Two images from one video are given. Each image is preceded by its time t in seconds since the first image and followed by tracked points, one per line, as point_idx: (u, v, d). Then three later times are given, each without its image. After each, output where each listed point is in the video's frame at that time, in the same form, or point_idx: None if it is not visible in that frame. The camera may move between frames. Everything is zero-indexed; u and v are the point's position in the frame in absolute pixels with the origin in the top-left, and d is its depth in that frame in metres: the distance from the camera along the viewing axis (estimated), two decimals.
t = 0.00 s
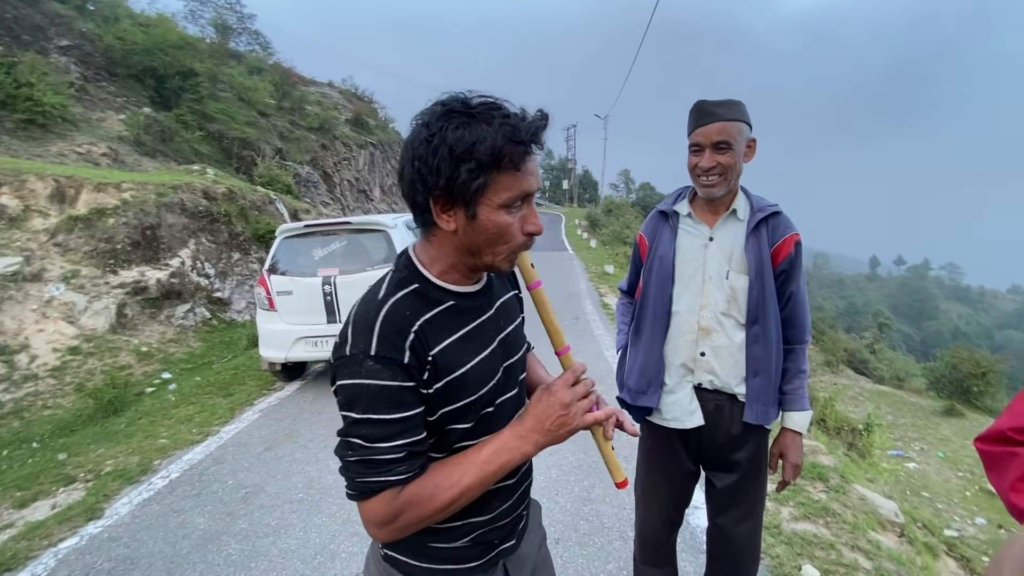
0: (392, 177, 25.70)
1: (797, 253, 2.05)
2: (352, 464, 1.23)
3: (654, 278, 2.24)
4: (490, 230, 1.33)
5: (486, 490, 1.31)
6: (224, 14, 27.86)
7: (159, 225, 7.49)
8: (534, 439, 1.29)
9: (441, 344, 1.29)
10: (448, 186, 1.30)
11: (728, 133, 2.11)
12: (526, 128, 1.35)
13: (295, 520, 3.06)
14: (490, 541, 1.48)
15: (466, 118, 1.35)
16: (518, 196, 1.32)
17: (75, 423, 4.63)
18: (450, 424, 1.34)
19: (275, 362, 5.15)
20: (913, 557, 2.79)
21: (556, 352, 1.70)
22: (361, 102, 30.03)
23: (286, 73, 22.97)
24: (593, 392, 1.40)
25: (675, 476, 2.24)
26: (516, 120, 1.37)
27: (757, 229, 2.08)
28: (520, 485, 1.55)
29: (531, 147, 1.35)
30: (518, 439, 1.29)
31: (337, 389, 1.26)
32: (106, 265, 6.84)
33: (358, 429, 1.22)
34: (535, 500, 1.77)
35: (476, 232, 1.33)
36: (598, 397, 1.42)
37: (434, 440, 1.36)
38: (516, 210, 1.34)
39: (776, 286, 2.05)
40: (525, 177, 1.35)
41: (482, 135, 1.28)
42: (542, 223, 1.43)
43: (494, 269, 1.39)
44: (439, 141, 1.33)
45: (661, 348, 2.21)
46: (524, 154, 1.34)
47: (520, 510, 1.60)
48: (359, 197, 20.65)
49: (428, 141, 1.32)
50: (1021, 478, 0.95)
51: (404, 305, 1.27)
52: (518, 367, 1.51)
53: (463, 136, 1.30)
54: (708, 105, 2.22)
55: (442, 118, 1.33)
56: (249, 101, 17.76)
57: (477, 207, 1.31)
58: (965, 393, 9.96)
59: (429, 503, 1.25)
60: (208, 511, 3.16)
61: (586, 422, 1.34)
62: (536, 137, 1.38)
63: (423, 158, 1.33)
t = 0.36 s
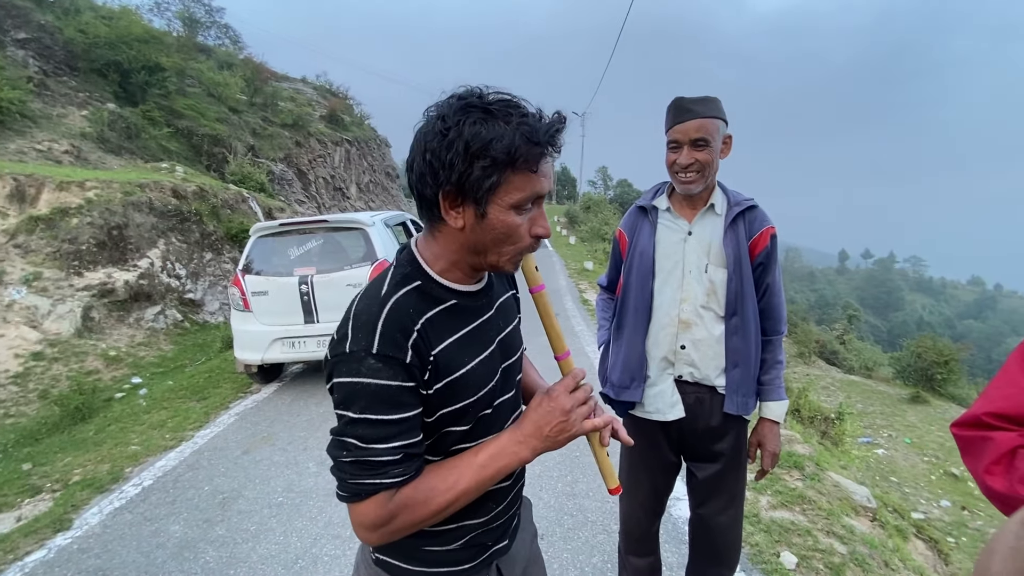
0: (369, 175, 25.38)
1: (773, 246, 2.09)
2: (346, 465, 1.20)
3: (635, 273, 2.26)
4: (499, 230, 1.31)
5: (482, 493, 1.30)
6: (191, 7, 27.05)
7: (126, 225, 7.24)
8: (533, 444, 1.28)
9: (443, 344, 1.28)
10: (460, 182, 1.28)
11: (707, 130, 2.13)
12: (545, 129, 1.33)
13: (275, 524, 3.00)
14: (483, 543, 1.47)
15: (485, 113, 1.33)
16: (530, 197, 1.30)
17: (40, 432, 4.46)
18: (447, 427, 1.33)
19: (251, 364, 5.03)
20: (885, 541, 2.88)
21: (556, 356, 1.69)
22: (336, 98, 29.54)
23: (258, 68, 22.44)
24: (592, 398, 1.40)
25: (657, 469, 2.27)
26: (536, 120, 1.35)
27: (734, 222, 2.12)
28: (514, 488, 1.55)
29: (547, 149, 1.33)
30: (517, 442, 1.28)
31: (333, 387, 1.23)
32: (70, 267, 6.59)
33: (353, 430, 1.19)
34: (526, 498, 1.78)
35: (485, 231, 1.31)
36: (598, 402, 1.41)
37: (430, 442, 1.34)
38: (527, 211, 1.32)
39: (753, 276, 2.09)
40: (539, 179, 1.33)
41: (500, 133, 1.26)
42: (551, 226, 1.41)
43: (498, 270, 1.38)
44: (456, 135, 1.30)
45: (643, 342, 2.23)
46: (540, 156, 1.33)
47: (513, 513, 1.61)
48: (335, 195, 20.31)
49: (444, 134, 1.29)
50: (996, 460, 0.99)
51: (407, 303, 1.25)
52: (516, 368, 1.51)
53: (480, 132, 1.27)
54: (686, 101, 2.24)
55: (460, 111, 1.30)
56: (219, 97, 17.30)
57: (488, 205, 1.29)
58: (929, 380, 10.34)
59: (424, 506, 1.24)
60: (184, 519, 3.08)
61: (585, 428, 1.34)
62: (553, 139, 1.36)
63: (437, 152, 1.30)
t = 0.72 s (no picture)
0: (355, 173, 25.18)
1: (759, 242, 2.12)
2: (325, 467, 1.17)
3: (625, 271, 2.26)
4: (485, 230, 1.31)
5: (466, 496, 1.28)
6: (171, 2, 26.57)
7: (106, 226, 7.09)
8: (518, 447, 1.27)
9: (426, 344, 1.27)
10: (446, 180, 1.27)
11: (694, 126, 2.15)
12: (532, 128, 1.32)
13: (264, 527, 2.97)
14: (471, 548, 1.46)
15: (471, 111, 1.32)
16: (516, 196, 1.30)
17: (19, 437, 4.35)
18: (430, 430, 1.32)
19: (237, 365, 4.96)
20: (870, 530, 2.93)
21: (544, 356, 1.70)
22: (320, 96, 29.24)
23: (240, 66, 22.11)
24: (579, 400, 1.40)
25: (647, 463, 2.28)
26: (522, 118, 1.34)
27: (721, 219, 2.13)
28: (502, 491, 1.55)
29: (534, 147, 1.33)
30: (502, 445, 1.27)
31: (313, 386, 1.21)
32: (48, 268, 6.44)
33: (334, 431, 1.17)
34: (516, 499, 1.79)
35: (470, 230, 1.31)
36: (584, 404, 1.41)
37: (413, 444, 1.33)
38: (513, 211, 1.32)
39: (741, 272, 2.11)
40: (525, 178, 1.33)
41: (486, 131, 1.25)
42: (538, 225, 1.41)
43: (484, 269, 1.38)
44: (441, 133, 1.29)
45: (633, 339, 2.24)
46: (527, 155, 1.32)
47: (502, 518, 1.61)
48: (321, 194, 20.12)
49: (429, 132, 1.28)
50: (987, 449, 1.01)
51: (390, 301, 1.24)
52: (501, 371, 1.51)
53: (466, 129, 1.26)
54: (673, 97, 2.26)
55: (446, 108, 1.29)
56: (200, 94, 17.03)
57: (474, 204, 1.29)
58: (910, 372, 10.55)
59: (405, 509, 1.21)
60: (170, 523, 3.03)
61: (572, 431, 1.34)
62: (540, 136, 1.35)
63: (422, 150, 1.29)
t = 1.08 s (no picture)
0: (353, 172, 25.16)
1: (755, 240, 2.12)
2: (300, 460, 1.19)
3: (621, 270, 2.26)
4: (431, 204, 1.31)
5: (449, 480, 1.26)
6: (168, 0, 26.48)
7: (103, 226, 7.07)
8: (495, 420, 1.26)
9: (392, 330, 1.29)
10: (384, 159, 1.29)
11: (687, 120, 2.15)
12: (458, 99, 1.35)
13: (263, 527, 2.97)
14: (467, 548, 1.46)
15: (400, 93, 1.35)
16: (456, 165, 1.31)
17: (17, 438, 4.34)
18: (406, 419, 1.33)
19: (235, 365, 4.95)
20: (868, 528, 2.94)
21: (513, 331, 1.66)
22: (318, 96, 29.20)
23: (238, 65, 22.04)
24: (555, 369, 1.37)
25: (645, 461, 2.29)
26: (448, 92, 1.37)
27: (717, 217, 2.14)
28: (496, 489, 1.55)
29: (465, 116, 1.35)
30: (478, 420, 1.25)
31: (283, 382, 1.23)
32: (45, 269, 6.42)
33: (304, 422, 1.19)
34: (515, 505, 1.79)
35: (417, 208, 1.32)
36: (561, 373, 1.38)
37: (392, 436, 1.34)
38: (456, 181, 1.32)
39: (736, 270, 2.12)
40: (462, 147, 1.34)
41: (413, 104, 1.28)
42: (486, 198, 1.41)
43: (441, 250, 1.37)
44: (373, 117, 1.32)
45: (631, 337, 2.24)
46: (459, 125, 1.34)
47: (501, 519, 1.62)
48: (319, 193, 20.09)
49: (362, 117, 1.32)
50: (987, 450, 1.01)
51: (349, 289, 1.27)
52: (483, 360, 1.51)
53: (395, 107, 1.29)
54: (660, 95, 2.26)
55: (373, 91, 1.32)
56: (197, 93, 16.98)
57: (415, 178, 1.30)
58: (908, 369, 10.57)
59: (386, 496, 1.20)
60: (169, 524, 3.03)
61: (550, 398, 1.31)
62: (470, 104, 1.37)
63: (359, 135, 1.32)
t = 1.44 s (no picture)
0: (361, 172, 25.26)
1: (761, 239, 2.11)
2: (275, 451, 1.21)
3: (626, 267, 2.26)
4: (399, 199, 1.39)
5: (424, 470, 1.27)
6: (178, 2, 26.67)
7: (115, 226, 7.15)
8: (469, 407, 1.27)
9: (364, 324, 1.33)
10: (352, 159, 1.39)
11: (693, 119, 2.14)
12: (419, 100, 1.44)
13: (272, 524, 2.99)
14: (452, 546, 1.47)
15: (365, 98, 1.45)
16: (420, 160, 1.39)
17: (31, 436, 4.41)
18: (382, 412, 1.36)
19: (244, 364, 4.99)
20: (878, 529, 2.91)
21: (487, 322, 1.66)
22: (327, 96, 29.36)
23: (247, 65, 22.18)
24: (529, 358, 1.40)
25: (651, 461, 2.28)
26: (411, 95, 1.47)
27: (723, 215, 2.13)
28: (481, 487, 1.56)
29: (426, 115, 1.44)
30: (452, 408, 1.27)
31: (259, 377, 1.26)
32: (58, 268, 6.51)
33: (278, 413, 1.21)
34: (513, 514, 1.79)
35: (387, 204, 1.40)
36: (536, 362, 1.41)
37: (369, 429, 1.36)
38: (422, 176, 1.41)
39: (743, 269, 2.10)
40: (425, 144, 1.42)
41: (376, 106, 1.37)
42: (454, 192, 1.48)
43: (413, 245, 1.44)
44: (340, 121, 1.42)
45: (636, 335, 2.23)
46: (421, 123, 1.43)
47: (489, 520, 1.61)
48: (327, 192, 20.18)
49: (330, 122, 1.42)
50: (990, 452, 0.99)
51: (320, 285, 1.32)
52: (462, 355, 1.53)
53: (359, 110, 1.39)
54: (666, 94, 2.25)
55: (339, 97, 1.42)
56: (207, 94, 17.12)
57: (383, 176, 1.39)
58: (920, 369, 10.45)
59: (359, 486, 1.20)
60: (180, 520, 3.06)
61: (523, 384, 1.33)
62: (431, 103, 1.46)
63: (328, 140, 1.42)
